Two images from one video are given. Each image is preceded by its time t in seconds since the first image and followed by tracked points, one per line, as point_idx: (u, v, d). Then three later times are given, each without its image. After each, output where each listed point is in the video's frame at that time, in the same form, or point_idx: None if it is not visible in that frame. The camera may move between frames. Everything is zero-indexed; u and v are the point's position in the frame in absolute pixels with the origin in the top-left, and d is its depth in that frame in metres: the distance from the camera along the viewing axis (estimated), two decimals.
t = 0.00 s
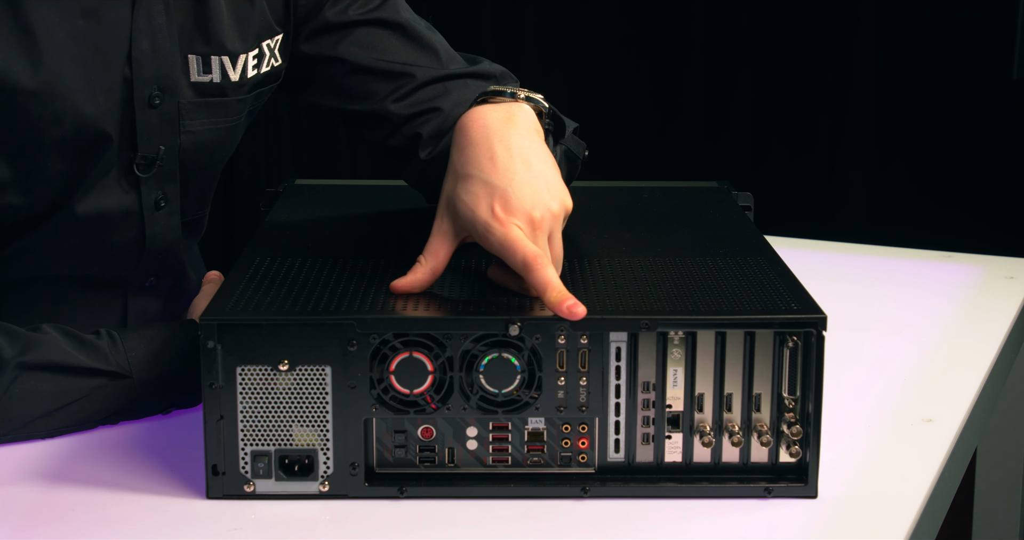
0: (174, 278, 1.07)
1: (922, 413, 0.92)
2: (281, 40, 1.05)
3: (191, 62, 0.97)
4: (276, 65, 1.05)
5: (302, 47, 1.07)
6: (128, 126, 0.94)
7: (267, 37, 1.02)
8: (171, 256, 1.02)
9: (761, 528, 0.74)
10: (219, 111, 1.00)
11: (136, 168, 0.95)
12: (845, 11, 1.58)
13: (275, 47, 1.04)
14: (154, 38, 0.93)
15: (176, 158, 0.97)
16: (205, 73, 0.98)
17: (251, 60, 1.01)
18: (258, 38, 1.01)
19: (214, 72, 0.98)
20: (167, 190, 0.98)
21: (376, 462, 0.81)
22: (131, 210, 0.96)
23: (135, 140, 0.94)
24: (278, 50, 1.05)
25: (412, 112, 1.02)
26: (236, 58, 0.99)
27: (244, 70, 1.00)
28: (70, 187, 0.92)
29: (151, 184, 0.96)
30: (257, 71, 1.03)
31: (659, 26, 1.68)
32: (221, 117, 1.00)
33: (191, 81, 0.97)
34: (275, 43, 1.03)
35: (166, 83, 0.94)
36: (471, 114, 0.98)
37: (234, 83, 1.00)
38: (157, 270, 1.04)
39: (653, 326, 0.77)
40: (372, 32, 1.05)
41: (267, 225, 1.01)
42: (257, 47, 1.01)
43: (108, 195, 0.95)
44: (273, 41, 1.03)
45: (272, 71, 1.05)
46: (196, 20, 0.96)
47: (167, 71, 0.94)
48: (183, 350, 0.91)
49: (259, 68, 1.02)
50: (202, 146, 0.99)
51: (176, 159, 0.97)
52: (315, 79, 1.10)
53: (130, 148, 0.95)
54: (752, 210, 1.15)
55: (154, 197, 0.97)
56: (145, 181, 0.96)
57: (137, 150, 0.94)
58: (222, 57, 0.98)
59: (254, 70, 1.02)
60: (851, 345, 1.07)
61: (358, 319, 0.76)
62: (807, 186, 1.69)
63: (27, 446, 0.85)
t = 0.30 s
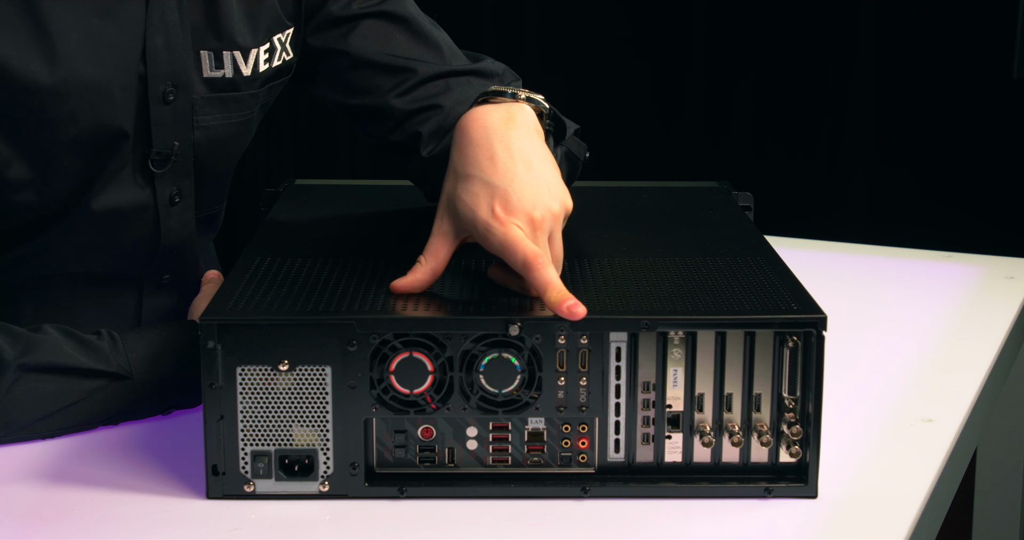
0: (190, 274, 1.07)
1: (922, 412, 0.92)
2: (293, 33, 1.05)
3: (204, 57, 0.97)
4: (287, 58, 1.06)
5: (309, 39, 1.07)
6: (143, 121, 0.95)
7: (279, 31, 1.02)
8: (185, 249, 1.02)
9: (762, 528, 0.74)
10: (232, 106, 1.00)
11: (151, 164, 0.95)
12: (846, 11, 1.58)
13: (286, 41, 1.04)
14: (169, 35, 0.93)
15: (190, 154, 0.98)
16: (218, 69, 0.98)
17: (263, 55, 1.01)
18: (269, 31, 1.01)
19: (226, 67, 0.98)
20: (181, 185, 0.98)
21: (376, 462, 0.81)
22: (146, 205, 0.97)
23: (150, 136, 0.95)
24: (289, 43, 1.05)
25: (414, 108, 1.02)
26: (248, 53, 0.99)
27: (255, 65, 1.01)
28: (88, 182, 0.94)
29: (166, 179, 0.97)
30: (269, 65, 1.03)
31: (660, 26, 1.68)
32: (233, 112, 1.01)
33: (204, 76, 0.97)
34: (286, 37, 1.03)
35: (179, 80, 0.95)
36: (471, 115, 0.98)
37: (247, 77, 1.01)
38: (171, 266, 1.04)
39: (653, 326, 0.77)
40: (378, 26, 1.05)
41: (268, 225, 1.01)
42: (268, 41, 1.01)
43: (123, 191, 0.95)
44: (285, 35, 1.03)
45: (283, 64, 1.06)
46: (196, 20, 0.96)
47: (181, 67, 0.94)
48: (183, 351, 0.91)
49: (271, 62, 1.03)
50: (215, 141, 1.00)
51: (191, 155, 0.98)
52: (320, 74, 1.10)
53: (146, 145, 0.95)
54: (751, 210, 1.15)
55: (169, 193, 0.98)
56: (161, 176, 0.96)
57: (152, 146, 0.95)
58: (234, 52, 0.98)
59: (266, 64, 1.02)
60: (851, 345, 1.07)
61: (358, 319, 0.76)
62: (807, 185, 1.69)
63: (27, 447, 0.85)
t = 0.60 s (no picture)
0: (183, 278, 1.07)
1: (922, 413, 0.92)
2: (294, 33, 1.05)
3: (206, 56, 0.97)
4: (290, 58, 1.06)
5: (313, 38, 1.07)
6: (143, 121, 0.94)
7: (281, 30, 1.03)
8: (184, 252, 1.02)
9: (761, 528, 0.74)
10: (234, 106, 1.01)
11: (149, 163, 0.95)
12: (846, 12, 1.59)
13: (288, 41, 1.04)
14: (170, 36, 0.93)
15: (189, 154, 0.97)
16: (220, 68, 0.98)
17: (266, 54, 1.01)
18: (272, 31, 1.02)
19: (229, 66, 0.99)
20: (180, 184, 0.98)
21: (376, 462, 0.81)
22: (144, 205, 0.96)
23: (150, 135, 0.94)
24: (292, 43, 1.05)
25: (416, 108, 1.02)
26: (250, 52, 0.99)
27: (258, 64, 1.01)
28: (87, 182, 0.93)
29: (165, 179, 0.96)
30: (272, 65, 1.03)
31: (661, 26, 1.68)
32: (236, 112, 1.01)
33: (206, 76, 0.98)
34: (288, 36, 1.04)
35: (181, 79, 0.94)
36: (471, 115, 0.98)
37: (249, 77, 1.01)
38: (170, 271, 1.03)
39: (653, 326, 0.77)
40: (379, 26, 1.05)
41: (267, 225, 1.01)
42: (271, 40, 1.01)
43: (121, 191, 0.94)
44: (287, 34, 1.03)
45: (286, 64, 1.06)
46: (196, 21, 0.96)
47: (182, 67, 0.94)
48: (184, 351, 0.91)
49: (274, 62, 1.03)
50: (217, 141, 1.00)
51: (190, 155, 0.97)
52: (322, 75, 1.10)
53: (146, 145, 0.95)
54: (752, 210, 1.15)
55: (168, 193, 0.97)
56: (159, 176, 0.96)
57: (151, 146, 0.94)
58: (236, 51, 0.98)
59: (269, 63, 1.03)
60: (851, 345, 1.07)
61: (358, 319, 0.76)
62: (807, 185, 1.69)
63: (27, 447, 0.85)
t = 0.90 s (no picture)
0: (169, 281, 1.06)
1: (922, 413, 0.92)
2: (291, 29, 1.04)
3: (199, 49, 0.97)
4: (286, 54, 1.05)
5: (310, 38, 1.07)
6: (131, 114, 0.94)
7: (276, 25, 1.02)
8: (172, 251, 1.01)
9: (761, 528, 0.74)
10: (226, 100, 1.00)
11: (137, 157, 0.95)
12: (847, 11, 1.59)
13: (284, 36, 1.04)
14: (158, 26, 0.93)
15: (178, 148, 0.97)
16: (213, 62, 0.98)
17: (260, 48, 1.01)
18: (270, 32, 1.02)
19: (221, 60, 0.99)
20: (168, 181, 0.98)
21: (376, 462, 0.81)
22: (132, 200, 0.96)
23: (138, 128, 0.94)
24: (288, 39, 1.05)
25: (419, 112, 1.02)
26: (243, 46, 0.99)
27: (252, 58, 1.01)
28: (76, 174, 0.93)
29: (153, 174, 0.96)
30: (267, 60, 1.03)
31: (661, 26, 1.68)
32: (228, 106, 1.01)
33: (198, 69, 0.98)
34: (284, 31, 1.03)
35: (169, 71, 0.95)
36: (470, 115, 0.98)
37: (242, 71, 1.01)
38: (157, 271, 1.03)
39: (653, 326, 0.77)
40: (378, 28, 1.06)
41: (266, 225, 1.01)
42: (265, 34, 1.01)
43: (108, 185, 0.94)
44: (282, 29, 1.03)
45: (282, 60, 1.05)
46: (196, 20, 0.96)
47: (171, 58, 0.94)
48: (184, 352, 0.91)
49: (268, 57, 1.03)
50: (208, 137, 1.00)
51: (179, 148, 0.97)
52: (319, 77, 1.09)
53: (133, 137, 0.95)
54: (752, 210, 1.15)
55: (155, 189, 0.97)
56: (146, 170, 0.96)
57: (139, 139, 0.94)
58: (229, 44, 0.98)
59: (264, 58, 1.02)
60: (851, 345, 1.07)
61: (358, 319, 0.76)
62: (807, 185, 1.69)
63: (27, 447, 0.85)
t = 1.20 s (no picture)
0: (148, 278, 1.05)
1: (922, 413, 0.92)
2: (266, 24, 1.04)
3: (167, 41, 0.97)
4: (263, 51, 1.05)
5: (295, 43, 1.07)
6: (88, 113, 0.93)
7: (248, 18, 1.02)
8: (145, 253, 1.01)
9: (761, 527, 0.74)
10: (193, 93, 1.00)
11: (99, 156, 0.94)
12: (846, 12, 1.59)
13: (258, 31, 1.04)
14: (111, 17, 0.92)
15: (141, 145, 0.96)
16: (181, 53, 0.98)
17: (231, 41, 1.01)
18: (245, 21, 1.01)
19: (190, 51, 0.99)
20: (135, 180, 0.97)
21: (376, 462, 0.81)
22: (101, 205, 0.95)
23: (97, 127, 0.93)
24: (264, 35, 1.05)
25: (411, 122, 1.04)
26: (213, 36, 0.99)
27: (222, 51, 1.01)
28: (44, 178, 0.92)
29: (118, 174, 0.95)
30: (239, 54, 1.03)
31: (661, 27, 1.69)
32: (196, 101, 1.01)
33: (167, 61, 0.98)
34: (257, 25, 1.03)
35: (126, 65, 0.93)
36: (471, 116, 0.98)
37: (212, 64, 1.01)
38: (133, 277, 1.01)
39: (653, 326, 0.77)
40: (362, 32, 1.07)
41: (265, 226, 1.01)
42: (237, 26, 1.01)
43: (79, 191, 0.94)
44: (254, 23, 1.03)
45: (258, 56, 1.05)
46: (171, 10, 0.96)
47: (127, 52, 0.93)
48: (184, 352, 0.92)
49: (242, 50, 1.03)
50: (177, 131, 1.00)
51: (141, 145, 0.96)
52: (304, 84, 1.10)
53: (92, 138, 0.94)
54: (752, 210, 1.15)
55: (123, 189, 0.96)
56: (110, 169, 0.95)
57: (99, 138, 0.93)
58: (198, 35, 0.98)
59: (236, 52, 1.02)
60: (851, 345, 1.07)
61: (358, 319, 0.76)
62: (807, 185, 1.69)
63: (28, 447, 0.85)
